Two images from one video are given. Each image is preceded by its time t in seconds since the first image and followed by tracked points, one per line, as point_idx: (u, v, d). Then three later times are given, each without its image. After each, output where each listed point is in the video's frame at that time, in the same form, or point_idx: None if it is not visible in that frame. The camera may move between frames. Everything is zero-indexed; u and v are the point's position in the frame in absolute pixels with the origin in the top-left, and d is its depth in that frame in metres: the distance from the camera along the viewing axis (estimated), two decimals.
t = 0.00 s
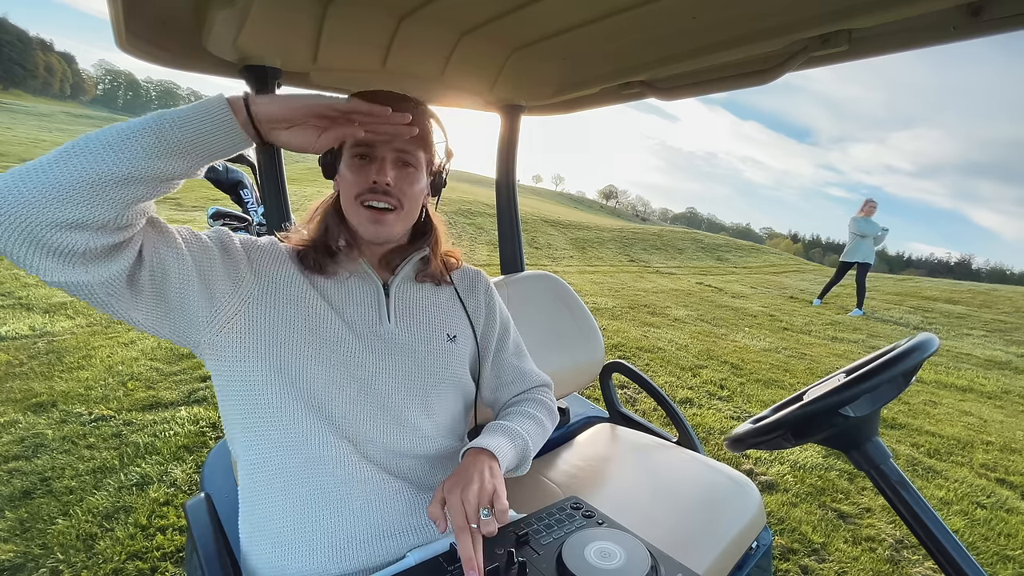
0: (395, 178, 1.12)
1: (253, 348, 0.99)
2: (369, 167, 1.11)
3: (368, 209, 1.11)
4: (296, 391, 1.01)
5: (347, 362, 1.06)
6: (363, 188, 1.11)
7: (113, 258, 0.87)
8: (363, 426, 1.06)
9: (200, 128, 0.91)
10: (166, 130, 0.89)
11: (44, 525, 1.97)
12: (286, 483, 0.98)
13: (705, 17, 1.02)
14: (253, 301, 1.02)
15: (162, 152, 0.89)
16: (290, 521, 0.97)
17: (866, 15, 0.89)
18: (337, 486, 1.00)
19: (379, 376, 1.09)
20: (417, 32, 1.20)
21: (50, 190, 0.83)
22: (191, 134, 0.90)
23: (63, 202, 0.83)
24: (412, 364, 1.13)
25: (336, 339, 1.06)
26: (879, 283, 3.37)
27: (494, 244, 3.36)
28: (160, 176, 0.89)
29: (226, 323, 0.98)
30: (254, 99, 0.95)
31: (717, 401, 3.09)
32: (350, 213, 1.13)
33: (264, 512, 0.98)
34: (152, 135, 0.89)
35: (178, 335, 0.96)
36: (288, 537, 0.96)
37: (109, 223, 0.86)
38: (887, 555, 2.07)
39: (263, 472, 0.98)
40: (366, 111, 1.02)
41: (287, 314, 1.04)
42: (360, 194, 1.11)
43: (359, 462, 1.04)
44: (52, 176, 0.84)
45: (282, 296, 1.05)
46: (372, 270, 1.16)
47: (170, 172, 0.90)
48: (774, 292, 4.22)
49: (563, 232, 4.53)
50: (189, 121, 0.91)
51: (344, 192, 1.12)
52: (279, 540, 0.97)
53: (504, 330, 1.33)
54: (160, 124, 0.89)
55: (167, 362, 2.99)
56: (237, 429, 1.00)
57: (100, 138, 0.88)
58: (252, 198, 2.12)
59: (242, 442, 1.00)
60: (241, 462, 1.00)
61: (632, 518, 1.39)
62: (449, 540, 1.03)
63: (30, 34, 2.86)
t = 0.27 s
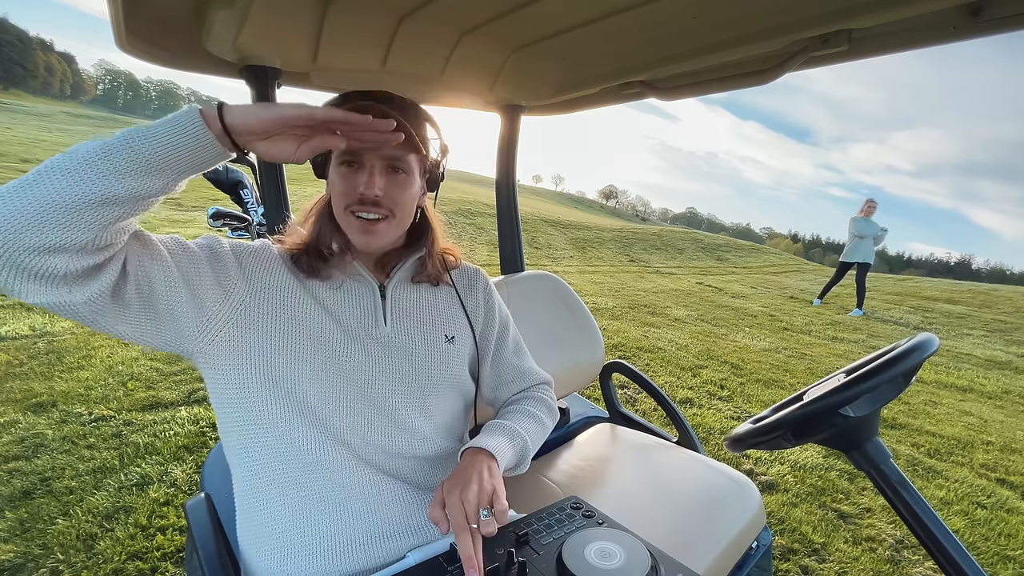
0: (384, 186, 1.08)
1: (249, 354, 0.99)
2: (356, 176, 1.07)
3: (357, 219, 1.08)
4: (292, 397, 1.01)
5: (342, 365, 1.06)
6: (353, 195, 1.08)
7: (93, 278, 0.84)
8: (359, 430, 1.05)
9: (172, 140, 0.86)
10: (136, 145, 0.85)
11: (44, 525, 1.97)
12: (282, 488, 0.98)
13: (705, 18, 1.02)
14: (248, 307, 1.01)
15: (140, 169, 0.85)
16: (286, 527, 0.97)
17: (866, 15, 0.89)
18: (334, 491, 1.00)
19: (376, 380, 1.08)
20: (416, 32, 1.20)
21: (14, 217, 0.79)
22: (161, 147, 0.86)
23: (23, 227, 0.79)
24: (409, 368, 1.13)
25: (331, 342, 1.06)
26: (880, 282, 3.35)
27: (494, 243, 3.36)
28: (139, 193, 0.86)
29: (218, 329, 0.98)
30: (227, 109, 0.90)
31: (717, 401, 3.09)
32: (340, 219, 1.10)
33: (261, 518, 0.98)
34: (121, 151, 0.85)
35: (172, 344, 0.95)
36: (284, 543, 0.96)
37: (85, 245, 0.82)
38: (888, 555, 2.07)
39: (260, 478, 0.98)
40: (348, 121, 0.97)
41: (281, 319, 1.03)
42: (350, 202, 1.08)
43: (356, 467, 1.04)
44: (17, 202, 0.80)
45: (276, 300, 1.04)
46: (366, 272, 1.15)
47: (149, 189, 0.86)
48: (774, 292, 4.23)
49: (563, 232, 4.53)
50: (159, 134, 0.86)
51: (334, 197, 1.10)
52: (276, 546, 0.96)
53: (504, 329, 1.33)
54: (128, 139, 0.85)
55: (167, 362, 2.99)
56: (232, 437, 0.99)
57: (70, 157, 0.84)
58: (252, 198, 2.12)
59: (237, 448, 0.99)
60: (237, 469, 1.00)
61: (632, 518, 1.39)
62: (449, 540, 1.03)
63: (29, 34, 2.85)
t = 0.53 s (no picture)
0: (381, 192, 1.08)
1: (247, 358, 0.99)
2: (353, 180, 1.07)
3: (354, 223, 1.08)
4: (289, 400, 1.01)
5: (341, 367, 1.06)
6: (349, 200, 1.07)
7: (85, 290, 0.84)
8: (358, 432, 1.05)
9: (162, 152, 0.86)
10: (126, 159, 0.85)
11: (44, 525, 1.97)
12: (280, 491, 0.98)
13: (705, 17, 1.02)
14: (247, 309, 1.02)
15: (131, 184, 0.85)
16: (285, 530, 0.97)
17: (866, 15, 0.89)
18: (333, 493, 1.00)
19: (374, 382, 1.08)
20: (416, 32, 1.19)
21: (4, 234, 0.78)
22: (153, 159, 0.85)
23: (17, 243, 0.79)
24: (408, 369, 1.12)
25: (330, 345, 1.06)
26: (880, 282, 3.32)
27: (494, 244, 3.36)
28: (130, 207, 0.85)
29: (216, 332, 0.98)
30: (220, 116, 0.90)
31: (717, 401, 3.09)
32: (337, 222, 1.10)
33: (260, 520, 0.98)
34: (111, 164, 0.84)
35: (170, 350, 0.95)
36: (282, 546, 0.96)
37: (78, 259, 0.82)
38: (888, 555, 2.07)
39: (259, 482, 0.98)
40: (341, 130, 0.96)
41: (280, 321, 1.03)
42: (345, 207, 1.08)
43: (355, 470, 1.04)
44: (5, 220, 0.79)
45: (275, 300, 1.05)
46: (365, 273, 1.15)
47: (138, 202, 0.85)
48: (774, 292, 4.24)
49: (563, 232, 4.53)
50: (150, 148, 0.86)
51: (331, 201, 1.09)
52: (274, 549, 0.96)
53: (503, 328, 1.33)
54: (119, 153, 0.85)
55: (167, 363, 2.99)
56: (231, 441, 1.00)
57: (58, 172, 0.83)
58: (252, 198, 2.12)
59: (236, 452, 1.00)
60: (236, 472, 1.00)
61: (633, 518, 1.39)
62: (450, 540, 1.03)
63: (30, 34, 2.85)
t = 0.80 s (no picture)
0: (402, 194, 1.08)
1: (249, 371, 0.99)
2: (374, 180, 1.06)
3: (372, 224, 1.08)
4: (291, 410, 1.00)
5: (343, 377, 1.05)
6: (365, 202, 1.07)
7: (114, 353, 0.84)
8: (360, 442, 1.05)
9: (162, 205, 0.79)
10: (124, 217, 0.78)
11: (44, 525, 1.97)
12: (280, 500, 0.98)
13: (705, 18, 1.02)
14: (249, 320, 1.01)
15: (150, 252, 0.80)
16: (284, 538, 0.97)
17: (866, 15, 0.89)
18: (332, 502, 1.00)
19: (377, 390, 1.08)
20: (416, 32, 1.19)
21: (2, 318, 0.73)
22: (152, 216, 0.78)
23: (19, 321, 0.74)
24: (410, 377, 1.12)
25: (333, 352, 1.05)
26: (879, 282, 3.40)
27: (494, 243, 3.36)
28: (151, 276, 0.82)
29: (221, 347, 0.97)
30: (216, 175, 0.81)
31: (717, 401, 3.09)
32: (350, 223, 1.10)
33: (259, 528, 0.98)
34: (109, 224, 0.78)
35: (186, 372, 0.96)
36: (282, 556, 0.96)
37: (108, 330, 0.82)
38: (889, 555, 2.07)
39: (258, 490, 0.98)
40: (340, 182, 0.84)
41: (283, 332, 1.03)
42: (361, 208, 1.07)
43: (355, 477, 1.03)
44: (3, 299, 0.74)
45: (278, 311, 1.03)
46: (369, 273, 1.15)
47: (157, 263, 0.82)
48: (774, 292, 4.24)
49: (563, 232, 4.53)
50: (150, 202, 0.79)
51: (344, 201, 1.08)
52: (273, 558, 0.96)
53: (503, 332, 1.33)
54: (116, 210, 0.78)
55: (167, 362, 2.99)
56: (231, 450, 1.00)
57: (64, 245, 0.76)
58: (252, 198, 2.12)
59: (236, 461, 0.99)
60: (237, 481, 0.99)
61: (633, 518, 1.39)
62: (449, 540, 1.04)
63: (30, 34, 2.83)
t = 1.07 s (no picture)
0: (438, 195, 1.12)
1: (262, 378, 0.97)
2: (413, 183, 1.09)
3: (410, 225, 1.10)
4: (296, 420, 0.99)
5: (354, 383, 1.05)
6: (402, 206, 1.09)
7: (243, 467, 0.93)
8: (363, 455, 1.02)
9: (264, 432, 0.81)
10: (232, 442, 0.80)
11: (44, 525, 1.97)
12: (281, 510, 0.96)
13: (705, 17, 1.02)
14: (259, 327, 0.99)
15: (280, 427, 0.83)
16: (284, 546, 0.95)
17: (865, 15, 0.88)
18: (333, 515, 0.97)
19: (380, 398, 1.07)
20: (417, 32, 1.19)
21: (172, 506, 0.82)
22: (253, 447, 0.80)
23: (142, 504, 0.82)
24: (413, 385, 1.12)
25: (345, 359, 1.04)
26: (879, 281, 3.38)
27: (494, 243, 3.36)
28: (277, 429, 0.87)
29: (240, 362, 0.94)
30: (309, 439, 0.80)
31: (717, 401, 3.09)
32: (381, 226, 1.11)
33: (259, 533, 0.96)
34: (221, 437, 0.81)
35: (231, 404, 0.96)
36: (283, 567, 0.92)
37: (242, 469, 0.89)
38: (889, 555, 2.07)
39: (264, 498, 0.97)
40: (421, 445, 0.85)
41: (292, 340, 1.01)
42: (398, 212, 1.09)
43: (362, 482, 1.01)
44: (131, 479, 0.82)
45: (289, 316, 1.01)
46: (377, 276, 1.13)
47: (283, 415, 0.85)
48: (774, 292, 4.21)
49: (563, 232, 4.53)
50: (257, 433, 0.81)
51: (378, 206, 1.09)
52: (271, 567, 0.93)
53: (503, 340, 1.33)
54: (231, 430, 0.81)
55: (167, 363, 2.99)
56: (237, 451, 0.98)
57: (213, 453, 0.80)
58: (252, 198, 2.12)
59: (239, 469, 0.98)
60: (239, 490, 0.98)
61: (633, 518, 1.39)
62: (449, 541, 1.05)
63: (30, 34, 2.84)
